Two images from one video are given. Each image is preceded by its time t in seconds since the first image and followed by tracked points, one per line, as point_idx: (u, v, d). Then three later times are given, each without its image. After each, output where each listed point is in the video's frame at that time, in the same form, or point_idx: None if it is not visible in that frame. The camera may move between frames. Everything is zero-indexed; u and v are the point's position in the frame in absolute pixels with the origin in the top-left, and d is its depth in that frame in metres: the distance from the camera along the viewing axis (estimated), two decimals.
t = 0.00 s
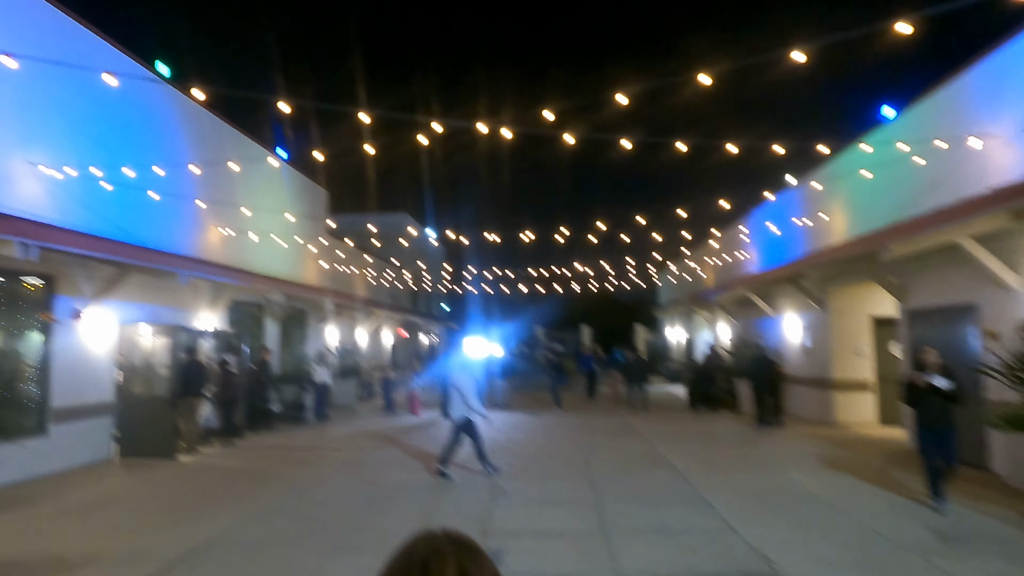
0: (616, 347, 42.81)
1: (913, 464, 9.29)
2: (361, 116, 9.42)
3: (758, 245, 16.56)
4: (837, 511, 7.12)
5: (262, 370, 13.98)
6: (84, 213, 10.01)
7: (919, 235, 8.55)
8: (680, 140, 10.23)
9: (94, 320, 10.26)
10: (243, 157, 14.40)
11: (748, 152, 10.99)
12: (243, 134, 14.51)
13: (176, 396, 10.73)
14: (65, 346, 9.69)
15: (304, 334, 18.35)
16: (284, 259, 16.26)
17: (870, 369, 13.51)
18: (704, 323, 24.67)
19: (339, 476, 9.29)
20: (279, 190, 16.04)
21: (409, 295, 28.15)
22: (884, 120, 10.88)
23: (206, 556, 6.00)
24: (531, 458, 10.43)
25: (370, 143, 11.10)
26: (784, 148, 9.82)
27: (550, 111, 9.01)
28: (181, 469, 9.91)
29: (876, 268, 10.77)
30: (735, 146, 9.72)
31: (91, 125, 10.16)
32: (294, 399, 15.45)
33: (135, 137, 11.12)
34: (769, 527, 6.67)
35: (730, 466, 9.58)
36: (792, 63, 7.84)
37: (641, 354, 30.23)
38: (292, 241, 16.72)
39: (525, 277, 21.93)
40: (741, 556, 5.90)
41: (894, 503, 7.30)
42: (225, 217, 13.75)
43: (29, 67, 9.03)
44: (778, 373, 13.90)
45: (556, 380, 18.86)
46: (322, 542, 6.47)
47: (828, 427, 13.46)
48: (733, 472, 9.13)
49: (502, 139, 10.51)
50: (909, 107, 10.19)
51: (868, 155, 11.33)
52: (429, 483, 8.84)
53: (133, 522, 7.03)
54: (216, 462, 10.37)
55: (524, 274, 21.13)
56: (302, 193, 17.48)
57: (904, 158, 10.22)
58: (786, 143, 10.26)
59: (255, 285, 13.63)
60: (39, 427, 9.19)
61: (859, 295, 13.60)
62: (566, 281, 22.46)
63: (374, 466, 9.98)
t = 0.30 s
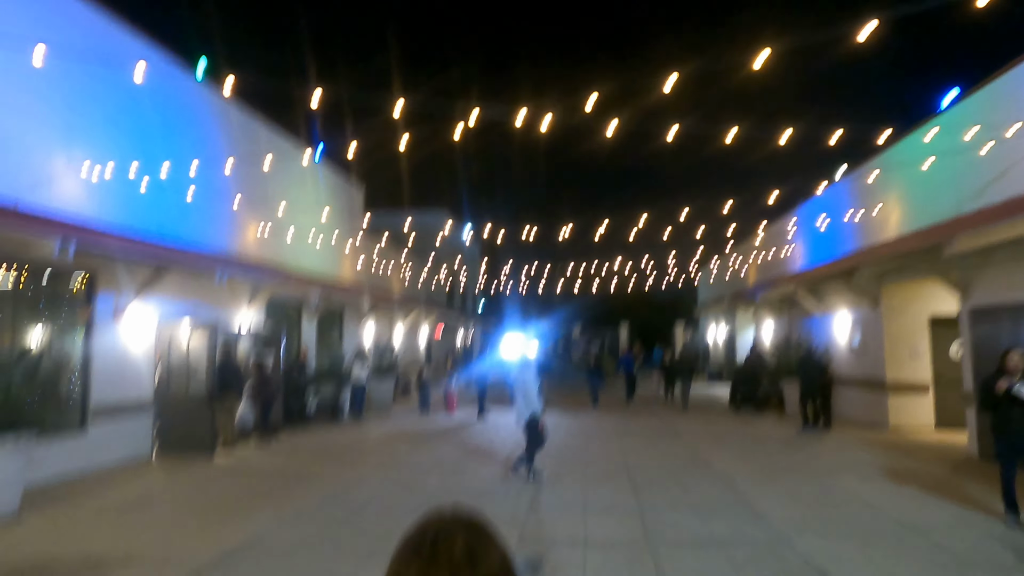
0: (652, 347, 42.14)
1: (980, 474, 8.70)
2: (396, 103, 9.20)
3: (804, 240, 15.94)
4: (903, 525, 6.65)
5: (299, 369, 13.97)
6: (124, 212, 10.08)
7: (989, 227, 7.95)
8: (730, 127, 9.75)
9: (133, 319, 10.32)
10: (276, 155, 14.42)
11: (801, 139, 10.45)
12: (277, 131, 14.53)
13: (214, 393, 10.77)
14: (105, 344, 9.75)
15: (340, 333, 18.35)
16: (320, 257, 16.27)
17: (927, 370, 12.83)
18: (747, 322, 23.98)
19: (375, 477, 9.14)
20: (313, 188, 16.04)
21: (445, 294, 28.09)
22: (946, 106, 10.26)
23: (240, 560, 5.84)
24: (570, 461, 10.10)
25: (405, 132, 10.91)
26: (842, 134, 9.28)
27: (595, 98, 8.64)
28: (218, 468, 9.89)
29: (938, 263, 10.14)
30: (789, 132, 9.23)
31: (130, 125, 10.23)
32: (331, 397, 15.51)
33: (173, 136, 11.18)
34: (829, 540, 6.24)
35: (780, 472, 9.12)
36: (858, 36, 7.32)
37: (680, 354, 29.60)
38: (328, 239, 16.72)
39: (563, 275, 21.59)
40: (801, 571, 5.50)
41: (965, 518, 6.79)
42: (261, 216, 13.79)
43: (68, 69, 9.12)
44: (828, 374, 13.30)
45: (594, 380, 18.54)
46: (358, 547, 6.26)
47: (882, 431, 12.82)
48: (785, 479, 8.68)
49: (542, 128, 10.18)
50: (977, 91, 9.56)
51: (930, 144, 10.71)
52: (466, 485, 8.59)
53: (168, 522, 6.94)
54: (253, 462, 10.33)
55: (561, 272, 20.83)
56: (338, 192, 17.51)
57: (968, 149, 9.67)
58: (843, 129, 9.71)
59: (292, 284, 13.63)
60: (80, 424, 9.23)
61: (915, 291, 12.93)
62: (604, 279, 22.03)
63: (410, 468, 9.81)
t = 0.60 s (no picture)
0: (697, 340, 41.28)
1: None
2: (439, 86, 8.97)
3: (863, 229, 15.21)
4: (986, 532, 6.15)
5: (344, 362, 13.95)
6: (171, 205, 10.17)
7: None
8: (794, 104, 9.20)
9: (182, 312, 10.42)
10: (321, 148, 14.42)
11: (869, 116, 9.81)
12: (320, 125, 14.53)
13: (260, 386, 10.82)
14: (155, 338, 9.86)
15: (383, 326, 18.35)
16: (364, 251, 16.26)
17: (999, 365, 12.06)
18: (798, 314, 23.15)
19: (421, 471, 9.01)
20: (357, 180, 16.01)
21: (488, 286, 27.95)
22: None
23: (285, 557, 5.71)
24: (619, 458, 9.76)
25: (449, 118, 10.72)
26: (916, 110, 8.64)
27: (651, 73, 8.22)
28: (265, 461, 9.91)
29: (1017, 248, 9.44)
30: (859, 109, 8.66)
31: (177, 118, 10.29)
32: (375, 390, 15.51)
33: (220, 130, 11.22)
34: (906, 547, 5.79)
35: (844, 472, 8.63)
36: None
37: (727, 347, 28.84)
38: (372, 233, 16.70)
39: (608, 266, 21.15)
40: None
41: None
42: (305, 209, 13.80)
43: (118, 64, 9.21)
44: (891, 369, 12.62)
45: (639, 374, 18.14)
46: (404, 545, 6.08)
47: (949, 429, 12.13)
48: (850, 479, 8.20)
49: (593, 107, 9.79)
50: None
51: (1007, 121, 9.96)
52: (512, 482, 8.35)
53: (214, 516, 6.88)
54: (298, 454, 10.31)
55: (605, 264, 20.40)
56: (382, 184, 17.43)
57: None
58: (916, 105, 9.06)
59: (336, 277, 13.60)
60: (131, 416, 9.36)
61: (985, 282, 12.18)
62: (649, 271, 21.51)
63: (456, 462, 9.65)
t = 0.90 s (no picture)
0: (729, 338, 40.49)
1: None
2: (472, 67, 8.63)
3: (910, 222, 14.54)
4: None
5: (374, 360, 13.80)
6: (199, 202, 10.06)
7: None
8: (856, 83, 8.71)
9: (210, 310, 10.30)
10: (350, 145, 14.27)
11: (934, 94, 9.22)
12: (349, 121, 14.37)
13: (288, 385, 10.66)
14: (183, 335, 9.75)
15: (412, 324, 18.18)
16: (393, 247, 16.07)
17: None
18: (837, 311, 22.42)
19: (452, 473, 8.74)
20: (386, 176, 15.83)
21: (517, 284, 27.65)
22: None
23: (314, 563, 5.48)
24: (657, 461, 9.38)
25: (481, 104, 10.46)
26: (987, 89, 8.07)
27: (702, 49, 7.80)
28: (294, 460, 9.74)
29: None
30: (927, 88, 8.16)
31: (205, 113, 10.16)
32: (404, 389, 15.28)
33: (247, 126, 11.09)
34: (978, 562, 5.34)
35: (899, 477, 8.15)
36: None
37: (761, 346, 28.15)
38: (400, 230, 16.51)
39: (641, 262, 20.67)
40: None
41: None
42: (333, 205, 13.65)
43: (145, 57, 9.10)
44: (943, 368, 12.00)
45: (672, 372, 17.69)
46: (437, 551, 5.80)
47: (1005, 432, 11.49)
48: (906, 486, 7.73)
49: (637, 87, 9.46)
50: None
51: None
52: (548, 485, 8.03)
53: (241, 519, 6.70)
54: (327, 454, 10.14)
55: (637, 259, 19.96)
56: (411, 180, 17.22)
57: None
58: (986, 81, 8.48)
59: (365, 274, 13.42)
60: (160, 415, 9.26)
61: None
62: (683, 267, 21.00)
63: (488, 464, 9.36)
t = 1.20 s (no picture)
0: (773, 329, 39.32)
1: None
2: (508, 32, 8.20)
3: (975, 203, 13.64)
4: None
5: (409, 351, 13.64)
6: (233, 190, 9.95)
7: None
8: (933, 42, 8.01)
9: (245, 300, 10.20)
10: (383, 133, 14.05)
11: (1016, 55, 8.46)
12: (382, 108, 14.15)
13: (324, 376, 10.54)
14: (219, 325, 9.66)
15: (449, 315, 17.96)
16: (428, 236, 15.84)
17: None
18: (890, 300, 21.42)
19: (489, 468, 8.45)
20: (420, 164, 15.58)
21: (553, 274, 27.20)
22: None
23: (346, 562, 5.22)
24: (704, 457, 8.91)
25: (518, 76, 9.98)
26: None
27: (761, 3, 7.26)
28: (329, 453, 9.58)
29: None
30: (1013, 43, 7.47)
31: (237, 101, 10.04)
32: (440, 380, 15.10)
33: (280, 113, 10.95)
34: None
35: (970, 477, 7.55)
36: None
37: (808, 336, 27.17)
38: (436, 218, 16.27)
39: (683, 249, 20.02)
40: None
41: None
42: (367, 194, 13.46)
43: (177, 43, 8.98)
44: (1013, 359, 11.19)
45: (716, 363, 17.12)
46: (474, 552, 5.49)
47: None
48: (979, 487, 7.13)
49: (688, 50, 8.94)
50: None
51: None
52: (590, 481, 7.65)
53: (273, 514, 6.51)
54: (362, 446, 9.94)
55: (679, 247, 19.35)
56: (446, 169, 16.94)
57: None
58: None
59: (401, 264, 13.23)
60: (196, 405, 9.20)
61: None
62: (726, 255, 20.30)
63: (526, 457, 9.04)
